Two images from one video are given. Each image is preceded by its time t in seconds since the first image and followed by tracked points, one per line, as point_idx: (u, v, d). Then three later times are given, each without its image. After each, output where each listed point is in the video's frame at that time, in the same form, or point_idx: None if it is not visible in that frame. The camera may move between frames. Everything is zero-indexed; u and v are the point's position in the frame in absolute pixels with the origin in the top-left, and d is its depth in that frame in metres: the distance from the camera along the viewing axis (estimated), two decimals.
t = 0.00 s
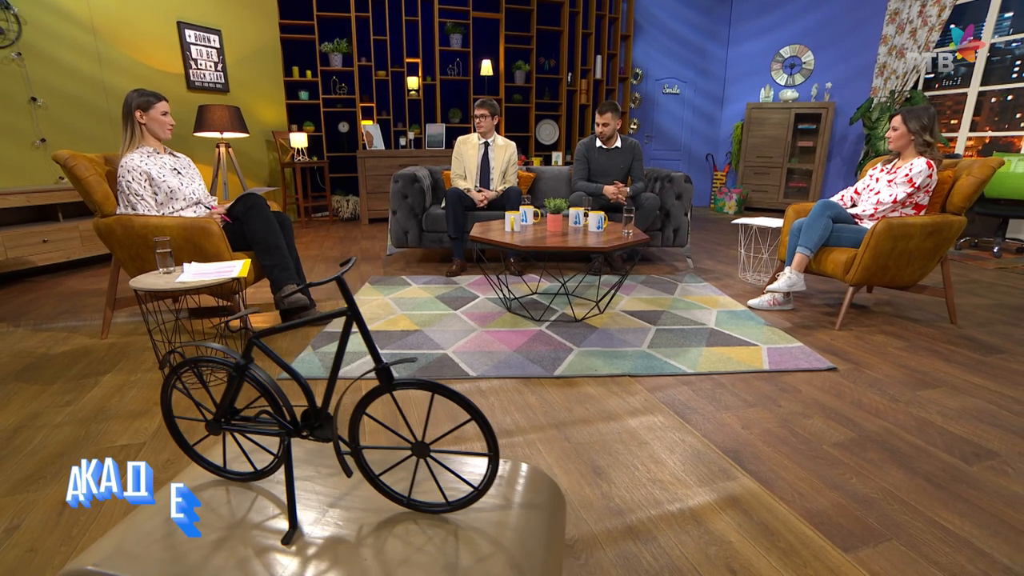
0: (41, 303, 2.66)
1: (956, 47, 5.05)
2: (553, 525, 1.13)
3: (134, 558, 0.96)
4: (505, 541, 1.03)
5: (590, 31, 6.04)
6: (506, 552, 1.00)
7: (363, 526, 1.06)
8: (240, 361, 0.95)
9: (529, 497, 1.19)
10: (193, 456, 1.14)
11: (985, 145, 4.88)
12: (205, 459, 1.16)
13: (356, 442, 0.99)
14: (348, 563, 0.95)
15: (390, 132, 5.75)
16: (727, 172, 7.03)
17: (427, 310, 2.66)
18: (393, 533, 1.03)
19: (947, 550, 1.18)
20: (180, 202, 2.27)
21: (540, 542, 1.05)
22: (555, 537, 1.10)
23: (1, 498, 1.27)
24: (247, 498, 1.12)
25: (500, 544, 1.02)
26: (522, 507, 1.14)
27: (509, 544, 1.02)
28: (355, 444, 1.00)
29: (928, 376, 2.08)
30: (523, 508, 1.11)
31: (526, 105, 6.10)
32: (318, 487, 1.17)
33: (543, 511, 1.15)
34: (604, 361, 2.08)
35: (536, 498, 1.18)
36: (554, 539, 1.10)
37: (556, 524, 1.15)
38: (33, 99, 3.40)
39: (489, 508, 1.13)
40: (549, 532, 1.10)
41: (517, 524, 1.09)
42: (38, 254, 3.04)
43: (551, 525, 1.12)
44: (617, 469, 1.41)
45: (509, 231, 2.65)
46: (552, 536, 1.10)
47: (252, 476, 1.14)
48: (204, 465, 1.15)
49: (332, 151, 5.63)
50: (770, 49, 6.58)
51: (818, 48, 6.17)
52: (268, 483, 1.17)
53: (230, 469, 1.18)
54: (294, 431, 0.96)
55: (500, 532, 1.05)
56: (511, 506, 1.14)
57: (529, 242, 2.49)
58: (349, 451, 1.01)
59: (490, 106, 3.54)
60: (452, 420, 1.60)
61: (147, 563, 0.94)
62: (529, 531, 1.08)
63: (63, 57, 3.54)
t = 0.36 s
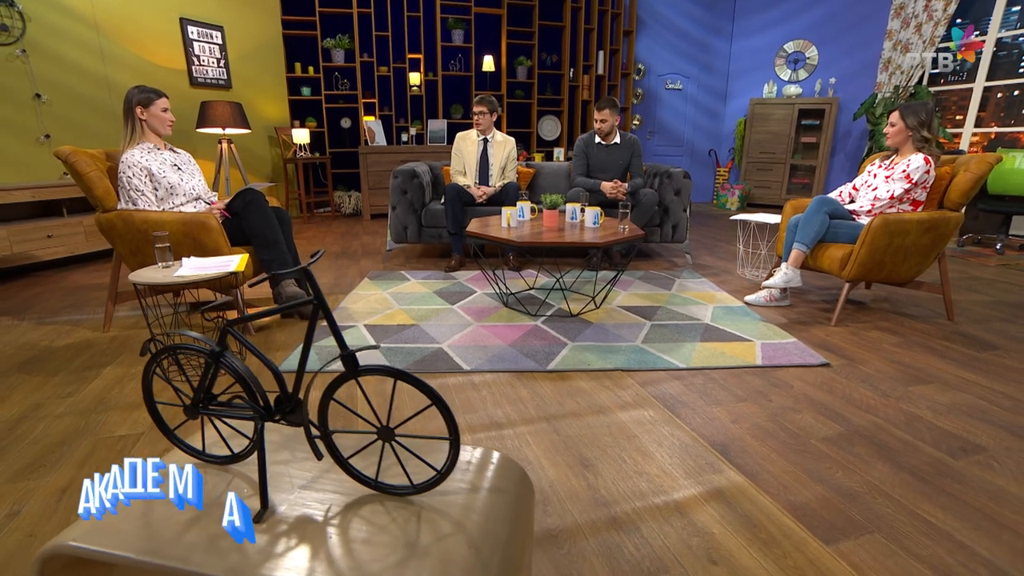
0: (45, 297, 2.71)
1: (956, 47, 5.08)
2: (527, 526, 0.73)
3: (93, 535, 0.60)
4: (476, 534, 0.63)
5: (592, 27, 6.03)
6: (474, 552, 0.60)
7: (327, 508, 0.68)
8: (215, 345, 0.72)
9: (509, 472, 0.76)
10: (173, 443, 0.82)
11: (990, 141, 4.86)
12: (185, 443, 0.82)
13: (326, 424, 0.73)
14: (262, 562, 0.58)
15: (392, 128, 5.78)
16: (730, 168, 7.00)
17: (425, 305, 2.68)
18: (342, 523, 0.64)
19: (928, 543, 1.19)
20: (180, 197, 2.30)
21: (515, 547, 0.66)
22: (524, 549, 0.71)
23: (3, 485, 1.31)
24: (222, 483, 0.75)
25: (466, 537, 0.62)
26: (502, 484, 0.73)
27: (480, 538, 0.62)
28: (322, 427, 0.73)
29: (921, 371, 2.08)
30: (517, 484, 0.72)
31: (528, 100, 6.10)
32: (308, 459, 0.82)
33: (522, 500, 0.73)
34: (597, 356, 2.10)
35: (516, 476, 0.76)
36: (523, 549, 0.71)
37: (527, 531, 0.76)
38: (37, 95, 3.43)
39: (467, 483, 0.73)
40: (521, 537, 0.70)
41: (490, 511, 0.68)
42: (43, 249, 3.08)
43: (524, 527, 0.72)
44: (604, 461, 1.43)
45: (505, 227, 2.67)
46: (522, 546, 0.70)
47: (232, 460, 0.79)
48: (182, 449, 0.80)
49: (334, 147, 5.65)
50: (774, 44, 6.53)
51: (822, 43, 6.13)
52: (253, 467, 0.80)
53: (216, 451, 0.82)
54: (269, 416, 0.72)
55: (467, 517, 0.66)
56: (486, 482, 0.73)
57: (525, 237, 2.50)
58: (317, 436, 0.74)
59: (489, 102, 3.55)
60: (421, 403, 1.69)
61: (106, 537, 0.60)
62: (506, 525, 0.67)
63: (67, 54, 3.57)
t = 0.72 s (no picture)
0: (50, 292, 2.75)
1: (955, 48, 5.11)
2: (494, 514, 0.72)
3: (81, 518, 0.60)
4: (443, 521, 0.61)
5: (594, 24, 6.02)
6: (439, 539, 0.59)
7: (303, 491, 0.67)
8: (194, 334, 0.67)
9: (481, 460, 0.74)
10: (158, 430, 0.79)
11: (996, 139, 4.84)
12: (168, 430, 0.79)
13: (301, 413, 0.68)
14: (232, 544, 0.57)
15: (394, 125, 5.80)
16: (733, 166, 6.97)
17: (422, 301, 2.71)
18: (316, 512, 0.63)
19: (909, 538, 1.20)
20: (180, 194, 2.33)
21: (479, 537, 0.65)
22: (490, 537, 0.70)
23: (5, 475, 1.34)
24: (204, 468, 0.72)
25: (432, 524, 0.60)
26: (473, 472, 0.71)
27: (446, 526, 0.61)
28: (298, 416, 0.68)
29: (915, 369, 2.08)
30: (488, 476, 0.71)
31: (530, 98, 6.11)
32: (285, 447, 0.78)
33: (490, 490, 0.72)
34: (591, 352, 2.11)
35: (486, 463, 0.74)
36: (489, 537, 0.70)
37: (494, 517, 0.75)
38: (43, 93, 3.47)
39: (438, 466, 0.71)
40: (487, 525, 0.69)
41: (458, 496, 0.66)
42: (48, 245, 3.13)
43: (490, 516, 0.71)
44: (593, 456, 1.44)
45: (502, 224, 2.69)
46: (488, 534, 0.69)
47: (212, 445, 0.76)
48: (165, 436, 0.78)
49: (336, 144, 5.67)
50: (777, 41, 6.50)
51: (826, 40, 6.10)
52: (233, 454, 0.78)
53: (198, 437, 0.79)
54: (247, 404, 0.66)
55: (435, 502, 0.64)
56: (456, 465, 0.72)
57: (522, 234, 2.52)
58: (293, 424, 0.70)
59: (489, 99, 3.56)
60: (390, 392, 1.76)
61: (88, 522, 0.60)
62: (473, 513, 0.67)
63: (72, 52, 3.61)
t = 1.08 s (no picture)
0: (56, 291, 2.80)
1: (954, 48, 5.11)
2: (467, 509, 0.72)
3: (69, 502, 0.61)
4: (412, 512, 0.61)
5: (597, 24, 6.03)
6: (406, 530, 0.58)
7: (279, 481, 0.67)
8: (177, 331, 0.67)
9: (456, 455, 0.74)
10: (144, 423, 0.77)
11: (1001, 139, 4.81)
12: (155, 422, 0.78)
13: (280, 408, 0.67)
14: (207, 530, 0.58)
15: (398, 125, 5.83)
16: (736, 166, 6.96)
17: (421, 301, 2.73)
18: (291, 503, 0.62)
19: (892, 537, 1.21)
20: (183, 195, 2.37)
21: (448, 531, 0.64)
22: (461, 532, 0.70)
23: (8, 468, 1.38)
24: (184, 461, 0.70)
25: (401, 516, 0.60)
26: (448, 466, 0.71)
27: (415, 518, 0.60)
28: (275, 410, 0.68)
29: (909, 370, 2.09)
30: (461, 470, 0.70)
31: (533, 98, 6.12)
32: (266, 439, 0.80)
33: (463, 485, 0.71)
34: (586, 351, 2.13)
35: (461, 458, 0.74)
36: (460, 532, 0.69)
37: (469, 512, 0.75)
38: (50, 95, 3.53)
39: (412, 459, 0.70)
40: (459, 519, 0.68)
41: (430, 489, 0.66)
42: (55, 244, 3.19)
43: (463, 511, 0.70)
44: (582, 453, 1.46)
45: (499, 224, 2.71)
46: (459, 529, 0.68)
47: (195, 438, 0.74)
48: (151, 428, 0.76)
49: (340, 144, 5.71)
50: (781, 41, 6.48)
51: (830, 39, 6.08)
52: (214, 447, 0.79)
53: (183, 431, 0.77)
54: (234, 397, 0.66)
55: (406, 494, 0.63)
56: (431, 458, 0.71)
57: (520, 234, 2.54)
58: (272, 418, 0.69)
59: (490, 100, 3.59)
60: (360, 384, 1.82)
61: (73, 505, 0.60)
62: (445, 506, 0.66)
63: (79, 54, 3.67)
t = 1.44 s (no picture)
0: (61, 289, 2.85)
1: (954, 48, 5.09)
2: (441, 505, 0.73)
3: (61, 492, 0.63)
4: (383, 506, 0.63)
5: (599, 24, 6.04)
6: (375, 523, 0.60)
7: (258, 472, 0.68)
8: (162, 330, 0.70)
9: (432, 453, 0.76)
10: (132, 417, 0.79)
11: (1006, 140, 4.80)
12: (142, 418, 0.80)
13: (260, 404, 0.70)
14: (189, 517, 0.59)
15: (400, 126, 5.86)
16: (739, 166, 6.94)
17: (419, 300, 2.76)
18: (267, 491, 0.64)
19: (875, 537, 1.22)
20: (184, 195, 2.41)
21: (420, 525, 0.66)
22: (435, 528, 0.71)
23: (10, 462, 1.42)
24: (169, 457, 0.72)
25: (372, 509, 0.62)
26: (422, 463, 0.73)
27: (386, 512, 0.62)
28: (254, 407, 0.70)
29: (902, 371, 2.09)
30: (436, 466, 0.72)
31: (535, 98, 6.14)
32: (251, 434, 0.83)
33: (437, 482, 0.73)
34: (580, 351, 2.15)
35: (437, 457, 0.76)
36: (433, 528, 0.71)
37: (445, 506, 0.77)
38: (56, 96, 3.58)
39: (388, 455, 0.72)
40: (432, 515, 0.70)
41: (404, 484, 0.68)
42: (61, 243, 3.24)
43: (437, 507, 0.72)
44: (571, 452, 1.48)
45: (497, 225, 2.73)
46: (432, 524, 0.70)
47: (179, 433, 0.76)
48: (139, 422, 0.78)
49: (343, 145, 5.75)
50: (784, 41, 6.46)
51: (834, 39, 6.06)
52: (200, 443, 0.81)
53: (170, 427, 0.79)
54: (217, 395, 0.69)
55: (379, 489, 0.65)
56: (406, 454, 0.73)
57: (517, 235, 2.56)
58: (252, 415, 0.71)
59: (491, 100, 3.61)
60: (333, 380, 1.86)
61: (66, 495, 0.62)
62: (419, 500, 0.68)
63: (85, 56, 3.72)
